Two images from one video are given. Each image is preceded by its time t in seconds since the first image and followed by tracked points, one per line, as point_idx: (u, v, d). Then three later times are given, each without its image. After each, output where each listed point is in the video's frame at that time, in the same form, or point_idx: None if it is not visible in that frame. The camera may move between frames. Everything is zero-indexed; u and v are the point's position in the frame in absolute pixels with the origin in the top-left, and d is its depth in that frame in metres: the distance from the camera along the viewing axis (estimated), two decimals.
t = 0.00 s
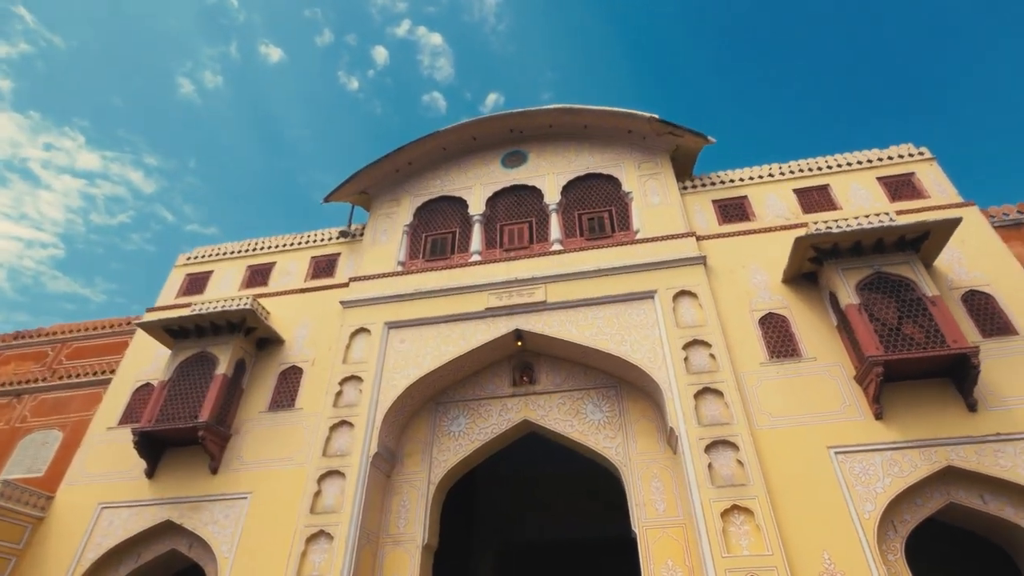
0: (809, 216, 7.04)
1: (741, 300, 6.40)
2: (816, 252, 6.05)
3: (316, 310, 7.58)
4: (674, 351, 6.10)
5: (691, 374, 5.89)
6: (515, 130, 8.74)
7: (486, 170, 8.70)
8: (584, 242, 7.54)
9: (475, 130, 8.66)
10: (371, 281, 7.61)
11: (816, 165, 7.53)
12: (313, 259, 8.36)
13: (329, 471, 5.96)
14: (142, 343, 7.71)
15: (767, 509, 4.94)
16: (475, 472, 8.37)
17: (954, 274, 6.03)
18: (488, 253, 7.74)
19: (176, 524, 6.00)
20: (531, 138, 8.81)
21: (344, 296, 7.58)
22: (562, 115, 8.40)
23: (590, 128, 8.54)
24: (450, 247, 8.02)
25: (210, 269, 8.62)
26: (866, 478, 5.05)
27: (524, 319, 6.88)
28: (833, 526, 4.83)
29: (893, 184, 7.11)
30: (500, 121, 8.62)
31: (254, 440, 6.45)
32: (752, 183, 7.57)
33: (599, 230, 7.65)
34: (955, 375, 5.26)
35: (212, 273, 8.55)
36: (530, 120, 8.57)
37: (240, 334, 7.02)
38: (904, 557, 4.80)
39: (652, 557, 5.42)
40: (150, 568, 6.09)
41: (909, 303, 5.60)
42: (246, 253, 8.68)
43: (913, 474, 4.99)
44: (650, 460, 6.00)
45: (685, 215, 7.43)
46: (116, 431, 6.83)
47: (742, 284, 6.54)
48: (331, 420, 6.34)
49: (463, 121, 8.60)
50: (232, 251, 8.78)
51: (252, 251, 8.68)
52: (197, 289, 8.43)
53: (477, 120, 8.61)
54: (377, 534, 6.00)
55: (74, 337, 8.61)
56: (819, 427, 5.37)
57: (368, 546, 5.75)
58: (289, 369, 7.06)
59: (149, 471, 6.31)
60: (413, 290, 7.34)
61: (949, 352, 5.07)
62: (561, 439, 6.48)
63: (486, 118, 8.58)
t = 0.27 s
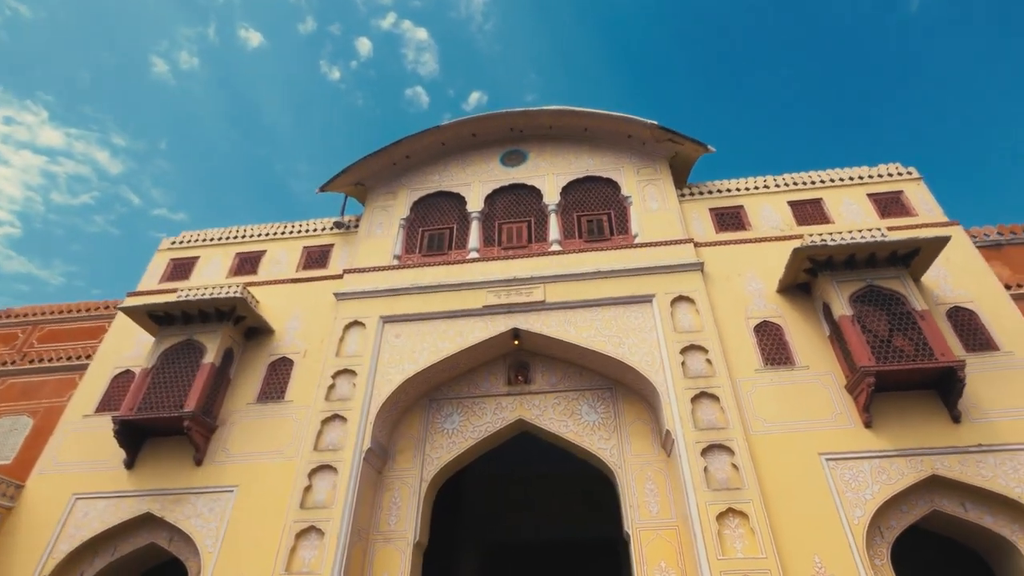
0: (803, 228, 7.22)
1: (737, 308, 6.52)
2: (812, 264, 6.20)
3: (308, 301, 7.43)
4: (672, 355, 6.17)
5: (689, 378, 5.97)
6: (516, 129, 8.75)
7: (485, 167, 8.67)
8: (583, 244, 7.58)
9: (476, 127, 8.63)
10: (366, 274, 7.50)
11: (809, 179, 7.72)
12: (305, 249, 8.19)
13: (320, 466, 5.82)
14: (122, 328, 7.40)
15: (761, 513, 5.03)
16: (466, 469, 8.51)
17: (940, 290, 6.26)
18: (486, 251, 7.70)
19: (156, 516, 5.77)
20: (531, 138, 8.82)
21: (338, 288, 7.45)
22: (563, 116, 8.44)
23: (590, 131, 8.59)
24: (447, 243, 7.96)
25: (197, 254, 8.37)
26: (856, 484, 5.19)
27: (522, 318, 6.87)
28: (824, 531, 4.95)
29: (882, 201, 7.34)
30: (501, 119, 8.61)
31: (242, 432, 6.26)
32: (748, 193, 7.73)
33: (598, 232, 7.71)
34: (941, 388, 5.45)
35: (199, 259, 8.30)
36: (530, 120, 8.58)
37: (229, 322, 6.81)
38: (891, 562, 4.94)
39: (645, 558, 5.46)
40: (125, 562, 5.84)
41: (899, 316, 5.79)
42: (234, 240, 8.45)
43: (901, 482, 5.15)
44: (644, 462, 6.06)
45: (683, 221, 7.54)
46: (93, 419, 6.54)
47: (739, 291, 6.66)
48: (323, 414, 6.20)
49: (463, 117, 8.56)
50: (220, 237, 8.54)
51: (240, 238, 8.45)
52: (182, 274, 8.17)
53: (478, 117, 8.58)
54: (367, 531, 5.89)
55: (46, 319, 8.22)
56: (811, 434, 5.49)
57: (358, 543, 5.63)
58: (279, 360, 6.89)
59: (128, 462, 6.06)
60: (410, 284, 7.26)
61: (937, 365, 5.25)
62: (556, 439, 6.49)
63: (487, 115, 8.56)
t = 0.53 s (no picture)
0: (798, 239, 7.37)
1: (734, 314, 6.62)
2: (809, 274, 6.32)
3: (304, 291, 7.33)
4: (671, 358, 6.23)
5: (687, 382, 6.04)
6: (517, 127, 8.75)
7: (485, 164, 8.65)
8: (582, 245, 7.61)
9: (478, 123, 8.61)
10: (364, 266, 7.42)
11: (805, 191, 7.88)
12: (300, 238, 8.07)
13: (316, 458, 5.74)
14: (108, 311, 7.19)
15: (757, 516, 5.11)
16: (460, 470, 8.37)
17: (929, 304, 6.45)
18: (485, 248, 7.68)
19: (143, 505, 5.63)
20: (532, 138, 8.83)
21: (335, 279, 7.35)
22: (566, 117, 8.47)
23: (592, 133, 8.63)
24: (446, 238, 7.92)
25: (188, 239, 8.17)
26: (848, 490, 5.31)
27: (521, 316, 6.86)
28: (817, 535, 5.06)
29: (875, 216, 7.54)
30: (504, 117, 8.60)
31: (234, 422, 6.14)
32: (746, 202, 7.86)
33: (598, 234, 7.74)
34: (931, 399, 5.62)
35: (189, 244, 8.10)
36: (533, 119, 8.59)
37: (223, 310, 6.66)
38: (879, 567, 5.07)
39: (640, 558, 5.51)
40: (108, 551, 5.68)
41: (892, 328, 5.95)
42: (227, 226, 8.27)
43: (891, 489, 5.29)
44: (640, 463, 6.11)
45: (681, 227, 7.63)
46: (78, 404, 6.34)
47: (736, 298, 6.76)
48: (319, 406, 6.12)
49: (466, 113, 8.54)
50: (211, 223, 8.35)
51: (233, 225, 8.28)
52: (172, 259, 7.96)
53: (481, 113, 8.56)
54: (361, 526, 5.82)
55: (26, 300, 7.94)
56: (805, 440, 5.61)
57: (352, 538, 5.56)
58: (273, 350, 6.77)
59: (115, 448, 5.90)
60: (408, 278, 7.20)
61: (928, 377, 5.42)
62: (551, 438, 6.51)
63: (490, 113, 8.54)
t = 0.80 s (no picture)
0: (796, 248, 7.51)
1: (733, 320, 6.72)
2: (809, 283, 6.45)
3: (303, 281, 7.23)
4: (671, 361, 6.31)
5: (687, 385, 6.13)
6: (520, 125, 8.74)
7: (488, 160, 8.62)
8: (584, 245, 7.63)
9: (482, 119, 8.58)
10: (364, 257, 7.35)
11: (803, 201, 8.03)
12: (299, 227, 7.95)
13: (316, 450, 5.70)
14: (100, 293, 7.01)
15: (756, 519, 5.22)
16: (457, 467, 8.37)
17: (921, 317, 6.64)
18: (487, 245, 7.66)
19: (137, 493, 5.54)
20: (535, 136, 8.83)
21: (335, 270, 7.27)
22: (570, 117, 8.49)
23: (595, 134, 8.66)
24: (448, 233, 7.88)
25: (182, 223, 7.99)
26: (842, 495, 5.46)
27: (523, 314, 6.87)
28: (812, 538, 5.19)
29: (870, 228, 7.71)
30: (508, 114, 8.58)
31: (232, 411, 6.05)
32: (746, 210, 7.97)
33: (600, 236, 7.78)
34: (923, 409, 5.79)
35: (184, 228, 7.92)
36: (537, 117, 8.58)
37: (222, 297, 6.54)
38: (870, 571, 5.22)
39: (638, 557, 5.58)
40: (99, 538, 5.58)
41: (887, 339, 6.11)
42: (223, 211, 8.11)
43: (883, 495, 5.45)
44: (638, 463, 6.18)
45: (683, 231, 7.71)
46: (69, 388, 6.19)
47: (735, 304, 6.86)
48: (319, 397, 6.06)
49: (470, 109, 8.50)
50: (207, 207, 8.18)
51: (230, 211, 8.12)
52: (166, 243, 7.78)
53: (485, 109, 8.52)
54: (359, 519, 5.79)
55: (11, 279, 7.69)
56: (802, 446, 5.74)
57: (352, 531, 5.54)
58: (271, 340, 6.67)
59: (108, 434, 5.77)
60: (410, 272, 7.15)
61: (922, 388, 5.58)
62: (550, 437, 6.53)
63: (494, 109, 8.51)
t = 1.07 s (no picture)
0: (794, 255, 7.68)
1: (734, 324, 6.85)
2: (809, 290, 6.60)
3: (305, 270, 7.12)
4: (674, 363, 6.40)
5: (689, 387, 6.22)
6: (525, 122, 8.72)
7: (492, 156, 8.60)
8: (588, 245, 7.68)
9: (488, 114, 8.55)
10: (368, 249, 7.27)
11: (801, 210, 8.20)
12: (300, 215, 7.83)
13: (319, 442, 5.64)
14: (93, 275, 6.80)
15: (755, 519, 5.34)
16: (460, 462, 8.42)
17: (913, 327, 6.85)
18: (491, 241, 7.65)
19: (132, 482, 5.41)
20: (540, 134, 8.84)
21: (338, 261, 7.18)
22: (577, 116, 8.51)
23: (599, 135, 8.70)
24: (452, 228, 7.85)
25: (179, 206, 7.80)
26: (837, 498, 5.61)
27: (528, 311, 6.88)
28: (808, 539, 5.33)
29: (865, 239, 7.92)
30: (514, 110, 8.57)
31: (232, 401, 5.95)
32: (746, 216, 8.11)
33: (603, 236, 7.84)
34: (914, 416, 5.98)
35: (181, 212, 7.74)
36: (543, 115, 8.59)
37: (223, 284, 6.40)
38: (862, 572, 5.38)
39: (638, 555, 5.66)
40: (92, 527, 5.44)
41: (883, 348, 6.29)
42: (222, 196, 7.95)
43: (875, 499, 5.62)
44: (639, 463, 6.27)
45: (685, 235, 7.81)
46: (61, 372, 6.00)
47: (736, 308, 6.99)
48: (322, 389, 5.99)
49: (477, 103, 8.47)
50: (205, 191, 8.00)
51: (230, 196, 7.96)
52: (162, 226, 7.59)
53: (492, 105, 8.49)
54: (361, 513, 5.75)
55: None
56: (799, 449, 5.88)
57: (354, 524, 5.50)
58: (272, 329, 6.57)
59: (103, 421, 5.61)
60: (415, 266, 7.11)
61: (916, 396, 5.76)
62: (551, 434, 6.57)
63: (501, 105, 8.49)
